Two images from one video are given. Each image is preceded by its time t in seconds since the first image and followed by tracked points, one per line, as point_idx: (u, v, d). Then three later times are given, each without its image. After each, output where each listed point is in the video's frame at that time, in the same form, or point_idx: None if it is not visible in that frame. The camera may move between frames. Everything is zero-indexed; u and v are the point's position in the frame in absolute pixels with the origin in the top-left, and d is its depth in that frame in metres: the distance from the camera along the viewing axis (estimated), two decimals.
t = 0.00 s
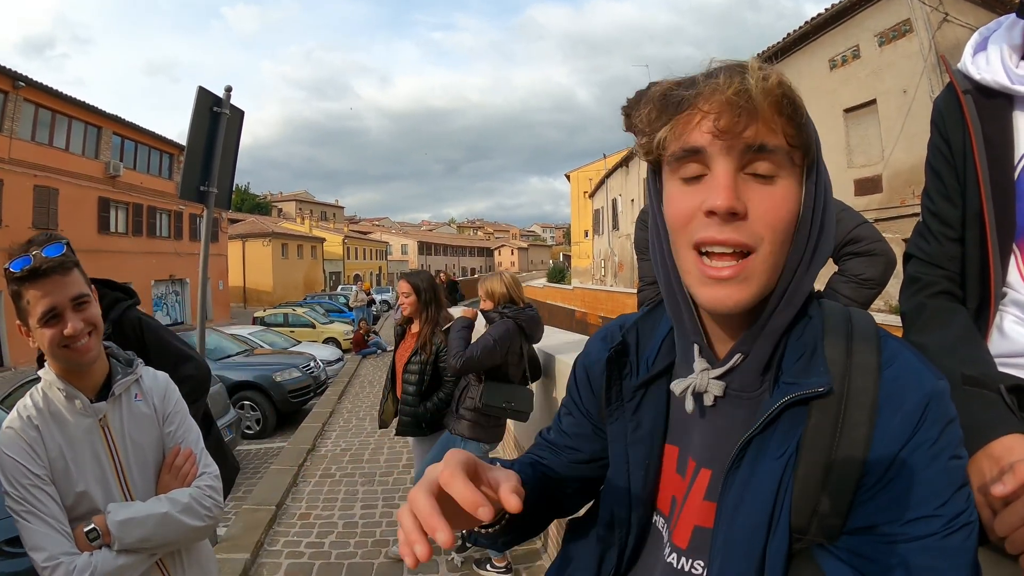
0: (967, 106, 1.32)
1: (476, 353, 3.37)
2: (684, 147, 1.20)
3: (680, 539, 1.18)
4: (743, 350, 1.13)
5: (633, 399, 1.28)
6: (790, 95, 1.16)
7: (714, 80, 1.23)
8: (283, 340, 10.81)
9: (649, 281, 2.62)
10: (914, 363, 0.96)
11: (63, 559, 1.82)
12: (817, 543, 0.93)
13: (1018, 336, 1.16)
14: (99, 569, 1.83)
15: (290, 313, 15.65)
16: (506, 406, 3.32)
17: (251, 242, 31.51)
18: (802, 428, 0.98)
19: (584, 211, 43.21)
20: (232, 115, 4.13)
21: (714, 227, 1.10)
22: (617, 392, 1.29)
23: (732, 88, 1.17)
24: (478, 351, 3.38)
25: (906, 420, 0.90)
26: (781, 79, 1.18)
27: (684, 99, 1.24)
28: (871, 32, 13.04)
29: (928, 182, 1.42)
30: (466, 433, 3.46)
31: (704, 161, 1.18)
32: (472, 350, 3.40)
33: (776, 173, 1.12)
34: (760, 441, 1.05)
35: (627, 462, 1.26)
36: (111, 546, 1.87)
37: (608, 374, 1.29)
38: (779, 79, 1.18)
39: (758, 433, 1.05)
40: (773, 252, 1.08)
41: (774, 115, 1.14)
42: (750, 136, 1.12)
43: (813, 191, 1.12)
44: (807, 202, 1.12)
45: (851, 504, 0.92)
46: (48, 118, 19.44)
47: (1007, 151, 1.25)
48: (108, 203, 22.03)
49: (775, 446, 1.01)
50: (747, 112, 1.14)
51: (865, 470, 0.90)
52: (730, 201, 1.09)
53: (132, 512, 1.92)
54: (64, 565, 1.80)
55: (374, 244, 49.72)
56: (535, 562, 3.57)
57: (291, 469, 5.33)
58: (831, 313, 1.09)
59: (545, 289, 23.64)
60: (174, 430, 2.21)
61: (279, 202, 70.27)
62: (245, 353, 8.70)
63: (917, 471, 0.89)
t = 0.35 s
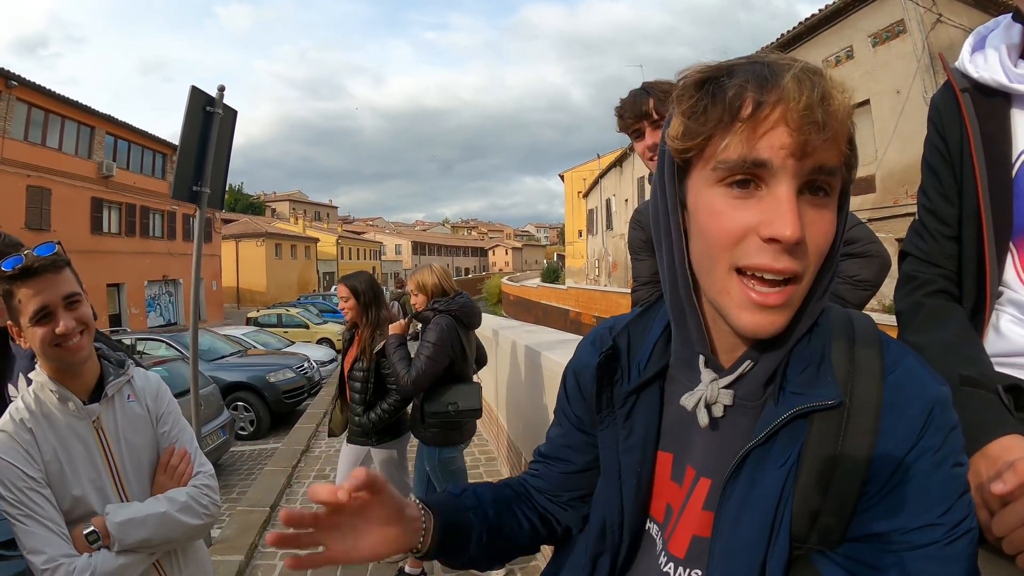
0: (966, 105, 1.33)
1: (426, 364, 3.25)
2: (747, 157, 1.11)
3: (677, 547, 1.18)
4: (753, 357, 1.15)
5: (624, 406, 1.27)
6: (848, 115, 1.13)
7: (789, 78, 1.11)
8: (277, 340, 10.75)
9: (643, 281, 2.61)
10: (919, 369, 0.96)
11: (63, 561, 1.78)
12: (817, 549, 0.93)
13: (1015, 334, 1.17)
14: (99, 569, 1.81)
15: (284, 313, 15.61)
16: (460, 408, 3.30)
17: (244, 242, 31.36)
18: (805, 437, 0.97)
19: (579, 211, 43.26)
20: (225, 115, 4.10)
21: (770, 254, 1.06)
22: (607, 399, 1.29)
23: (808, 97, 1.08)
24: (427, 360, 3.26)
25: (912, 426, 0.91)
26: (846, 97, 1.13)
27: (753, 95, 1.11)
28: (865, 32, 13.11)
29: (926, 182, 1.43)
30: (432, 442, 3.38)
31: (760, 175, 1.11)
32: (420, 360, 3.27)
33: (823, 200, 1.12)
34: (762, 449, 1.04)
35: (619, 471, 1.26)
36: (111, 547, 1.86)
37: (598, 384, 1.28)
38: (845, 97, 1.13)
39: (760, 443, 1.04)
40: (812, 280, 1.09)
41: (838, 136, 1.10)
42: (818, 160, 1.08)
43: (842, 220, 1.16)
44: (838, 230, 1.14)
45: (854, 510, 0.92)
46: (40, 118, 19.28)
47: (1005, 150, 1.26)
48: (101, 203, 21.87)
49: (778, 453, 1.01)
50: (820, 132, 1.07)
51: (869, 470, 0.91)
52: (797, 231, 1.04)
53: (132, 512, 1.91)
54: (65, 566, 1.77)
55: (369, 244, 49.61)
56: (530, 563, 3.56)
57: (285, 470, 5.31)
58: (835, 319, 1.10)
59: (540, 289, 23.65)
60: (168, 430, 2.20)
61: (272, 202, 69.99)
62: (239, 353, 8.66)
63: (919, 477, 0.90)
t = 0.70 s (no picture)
0: (962, 103, 1.32)
1: (392, 374, 3.22)
2: (737, 167, 1.09)
3: (670, 548, 1.17)
4: (745, 357, 1.14)
5: (613, 404, 1.28)
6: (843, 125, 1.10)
7: (782, 85, 1.08)
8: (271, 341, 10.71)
9: (637, 281, 2.60)
10: (915, 369, 0.95)
11: (57, 567, 1.72)
12: (811, 549, 0.92)
13: (1010, 334, 1.17)
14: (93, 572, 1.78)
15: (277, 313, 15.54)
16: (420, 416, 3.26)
17: (238, 242, 31.21)
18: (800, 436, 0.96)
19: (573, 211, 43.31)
20: (219, 114, 4.07)
21: (758, 266, 1.05)
22: (596, 397, 1.30)
23: (801, 109, 1.05)
24: (393, 370, 3.24)
25: (908, 425, 0.90)
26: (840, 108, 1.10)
27: (742, 105, 1.08)
28: (859, 32, 13.17)
29: (920, 180, 1.43)
30: (387, 457, 3.23)
31: (749, 185, 1.09)
32: (387, 372, 3.24)
33: (816, 211, 1.09)
34: (757, 449, 1.03)
35: (606, 468, 1.26)
36: (104, 550, 1.82)
37: (587, 380, 1.29)
38: (842, 107, 1.10)
39: (755, 443, 1.03)
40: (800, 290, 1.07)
41: (832, 146, 1.07)
42: (809, 171, 1.05)
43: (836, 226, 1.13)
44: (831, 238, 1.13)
45: (848, 511, 0.91)
46: (33, 116, 19.10)
47: (1001, 149, 1.26)
48: (94, 203, 21.71)
49: (774, 453, 1.00)
50: (812, 143, 1.05)
51: (863, 470, 0.89)
52: (784, 245, 1.03)
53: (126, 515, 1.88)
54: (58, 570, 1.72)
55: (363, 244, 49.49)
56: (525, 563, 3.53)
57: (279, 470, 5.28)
58: (827, 318, 1.09)
59: (535, 289, 23.65)
60: (162, 432, 2.18)
61: (266, 202, 69.66)
62: (233, 353, 8.61)
63: (915, 477, 0.89)
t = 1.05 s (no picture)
0: (969, 104, 1.33)
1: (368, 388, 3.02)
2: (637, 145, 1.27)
3: (669, 537, 1.20)
4: (717, 350, 1.17)
5: (611, 388, 1.43)
6: (734, 83, 1.14)
7: (662, 75, 1.26)
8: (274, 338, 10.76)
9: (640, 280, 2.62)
10: (921, 370, 0.96)
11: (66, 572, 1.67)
12: (821, 551, 0.92)
13: (1015, 333, 1.17)
14: None
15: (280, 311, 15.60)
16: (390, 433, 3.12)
17: (242, 240, 31.32)
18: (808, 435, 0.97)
19: (576, 210, 43.34)
20: (223, 112, 4.09)
21: (644, 225, 1.18)
22: (596, 381, 1.46)
23: (670, 82, 1.20)
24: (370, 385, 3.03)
25: (916, 427, 0.90)
26: (723, 67, 1.16)
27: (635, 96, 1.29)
28: (864, 32, 13.13)
29: (926, 180, 1.43)
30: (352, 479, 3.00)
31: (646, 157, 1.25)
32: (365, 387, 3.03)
33: (711, 167, 1.14)
34: (763, 446, 1.04)
35: (602, 453, 1.37)
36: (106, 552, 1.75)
37: (584, 366, 1.48)
38: (726, 65, 1.16)
39: (760, 439, 1.04)
40: (703, 244, 1.11)
41: (710, 102, 1.14)
42: (677, 131, 1.17)
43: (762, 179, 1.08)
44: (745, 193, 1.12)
45: (857, 514, 0.92)
46: (37, 114, 19.14)
47: (1007, 149, 1.26)
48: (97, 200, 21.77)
49: (780, 449, 1.00)
50: (676, 108, 1.17)
51: (872, 471, 0.90)
52: (652, 198, 1.16)
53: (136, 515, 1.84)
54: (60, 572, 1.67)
55: (366, 243, 49.60)
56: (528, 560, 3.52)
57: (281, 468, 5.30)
58: (833, 312, 1.09)
59: (537, 288, 23.66)
60: (167, 431, 2.18)
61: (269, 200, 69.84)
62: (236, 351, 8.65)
63: (922, 480, 0.90)
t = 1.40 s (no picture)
0: (974, 105, 1.33)
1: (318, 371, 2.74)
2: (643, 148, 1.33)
3: (673, 532, 1.21)
4: (718, 342, 1.18)
5: (623, 389, 1.44)
6: (730, 90, 1.21)
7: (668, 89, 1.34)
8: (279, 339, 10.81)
9: (645, 281, 2.63)
10: (917, 372, 0.96)
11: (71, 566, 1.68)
12: (818, 550, 0.93)
13: (1020, 334, 1.17)
14: None
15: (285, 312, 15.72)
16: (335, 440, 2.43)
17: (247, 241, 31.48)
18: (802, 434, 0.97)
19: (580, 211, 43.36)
20: (229, 113, 4.12)
21: (651, 213, 1.22)
22: (608, 382, 1.47)
23: (672, 92, 1.28)
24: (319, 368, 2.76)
25: (911, 428, 0.91)
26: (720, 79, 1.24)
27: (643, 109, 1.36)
28: (868, 32, 13.10)
29: (932, 180, 1.43)
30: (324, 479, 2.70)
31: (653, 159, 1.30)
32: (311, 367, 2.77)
33: (708, 163, 1.18)
34: (760, 445, 1.05)
35: (616, 452, 1.37)
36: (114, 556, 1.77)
37: (597, 369, 1.49)
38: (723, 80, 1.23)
39: (757, 438, 1.05)
40: (702, 231, 1.14)
41: (708, 108, 1.21)
42: (677, 131, 1.23)
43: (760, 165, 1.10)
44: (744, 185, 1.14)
45: (852, 514, 0.92)
46: (43, 116, 19.26)
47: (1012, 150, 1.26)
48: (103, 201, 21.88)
49: (775, 449, 1.01)
50: (677, 113, 1.24)
51: (866, 473, 0.90)
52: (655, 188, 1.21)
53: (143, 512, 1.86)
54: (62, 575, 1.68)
55: (371, 244, 49.75)
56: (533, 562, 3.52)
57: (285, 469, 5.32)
58: (830, 311, 1.09)
59: (541, 289, 23.71)
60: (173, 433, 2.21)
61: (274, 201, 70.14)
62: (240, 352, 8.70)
63: (918, 479, 0.91)
